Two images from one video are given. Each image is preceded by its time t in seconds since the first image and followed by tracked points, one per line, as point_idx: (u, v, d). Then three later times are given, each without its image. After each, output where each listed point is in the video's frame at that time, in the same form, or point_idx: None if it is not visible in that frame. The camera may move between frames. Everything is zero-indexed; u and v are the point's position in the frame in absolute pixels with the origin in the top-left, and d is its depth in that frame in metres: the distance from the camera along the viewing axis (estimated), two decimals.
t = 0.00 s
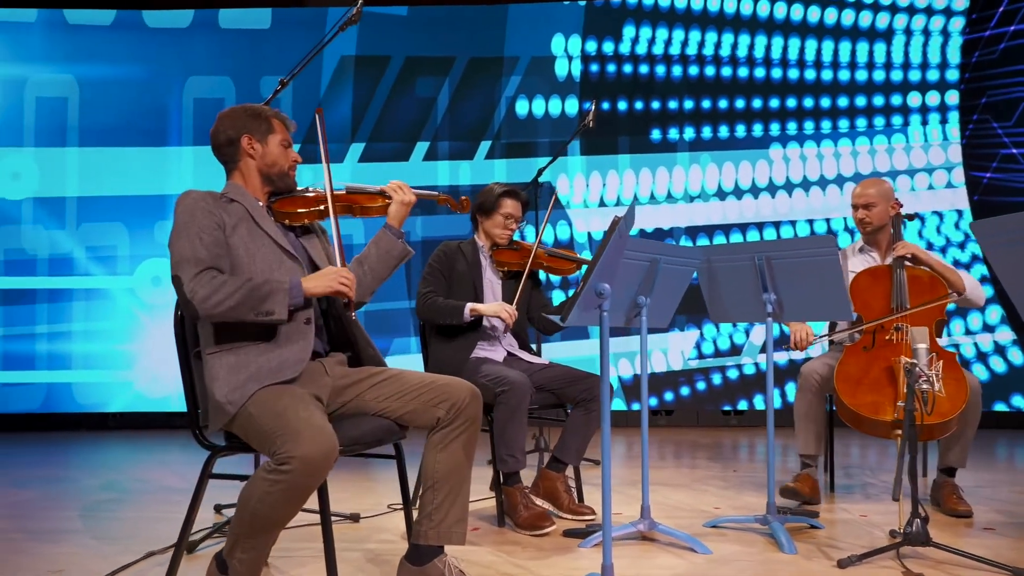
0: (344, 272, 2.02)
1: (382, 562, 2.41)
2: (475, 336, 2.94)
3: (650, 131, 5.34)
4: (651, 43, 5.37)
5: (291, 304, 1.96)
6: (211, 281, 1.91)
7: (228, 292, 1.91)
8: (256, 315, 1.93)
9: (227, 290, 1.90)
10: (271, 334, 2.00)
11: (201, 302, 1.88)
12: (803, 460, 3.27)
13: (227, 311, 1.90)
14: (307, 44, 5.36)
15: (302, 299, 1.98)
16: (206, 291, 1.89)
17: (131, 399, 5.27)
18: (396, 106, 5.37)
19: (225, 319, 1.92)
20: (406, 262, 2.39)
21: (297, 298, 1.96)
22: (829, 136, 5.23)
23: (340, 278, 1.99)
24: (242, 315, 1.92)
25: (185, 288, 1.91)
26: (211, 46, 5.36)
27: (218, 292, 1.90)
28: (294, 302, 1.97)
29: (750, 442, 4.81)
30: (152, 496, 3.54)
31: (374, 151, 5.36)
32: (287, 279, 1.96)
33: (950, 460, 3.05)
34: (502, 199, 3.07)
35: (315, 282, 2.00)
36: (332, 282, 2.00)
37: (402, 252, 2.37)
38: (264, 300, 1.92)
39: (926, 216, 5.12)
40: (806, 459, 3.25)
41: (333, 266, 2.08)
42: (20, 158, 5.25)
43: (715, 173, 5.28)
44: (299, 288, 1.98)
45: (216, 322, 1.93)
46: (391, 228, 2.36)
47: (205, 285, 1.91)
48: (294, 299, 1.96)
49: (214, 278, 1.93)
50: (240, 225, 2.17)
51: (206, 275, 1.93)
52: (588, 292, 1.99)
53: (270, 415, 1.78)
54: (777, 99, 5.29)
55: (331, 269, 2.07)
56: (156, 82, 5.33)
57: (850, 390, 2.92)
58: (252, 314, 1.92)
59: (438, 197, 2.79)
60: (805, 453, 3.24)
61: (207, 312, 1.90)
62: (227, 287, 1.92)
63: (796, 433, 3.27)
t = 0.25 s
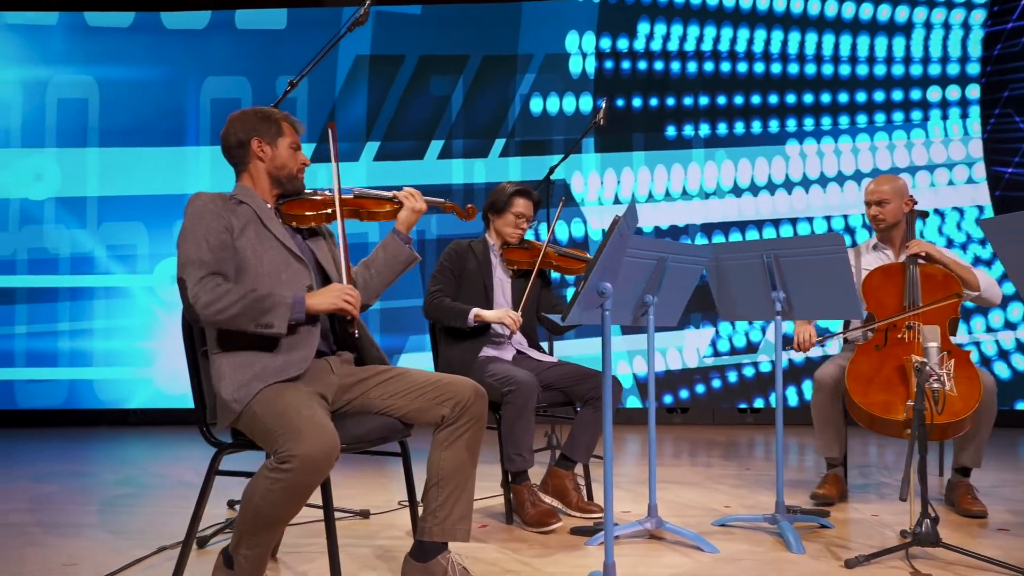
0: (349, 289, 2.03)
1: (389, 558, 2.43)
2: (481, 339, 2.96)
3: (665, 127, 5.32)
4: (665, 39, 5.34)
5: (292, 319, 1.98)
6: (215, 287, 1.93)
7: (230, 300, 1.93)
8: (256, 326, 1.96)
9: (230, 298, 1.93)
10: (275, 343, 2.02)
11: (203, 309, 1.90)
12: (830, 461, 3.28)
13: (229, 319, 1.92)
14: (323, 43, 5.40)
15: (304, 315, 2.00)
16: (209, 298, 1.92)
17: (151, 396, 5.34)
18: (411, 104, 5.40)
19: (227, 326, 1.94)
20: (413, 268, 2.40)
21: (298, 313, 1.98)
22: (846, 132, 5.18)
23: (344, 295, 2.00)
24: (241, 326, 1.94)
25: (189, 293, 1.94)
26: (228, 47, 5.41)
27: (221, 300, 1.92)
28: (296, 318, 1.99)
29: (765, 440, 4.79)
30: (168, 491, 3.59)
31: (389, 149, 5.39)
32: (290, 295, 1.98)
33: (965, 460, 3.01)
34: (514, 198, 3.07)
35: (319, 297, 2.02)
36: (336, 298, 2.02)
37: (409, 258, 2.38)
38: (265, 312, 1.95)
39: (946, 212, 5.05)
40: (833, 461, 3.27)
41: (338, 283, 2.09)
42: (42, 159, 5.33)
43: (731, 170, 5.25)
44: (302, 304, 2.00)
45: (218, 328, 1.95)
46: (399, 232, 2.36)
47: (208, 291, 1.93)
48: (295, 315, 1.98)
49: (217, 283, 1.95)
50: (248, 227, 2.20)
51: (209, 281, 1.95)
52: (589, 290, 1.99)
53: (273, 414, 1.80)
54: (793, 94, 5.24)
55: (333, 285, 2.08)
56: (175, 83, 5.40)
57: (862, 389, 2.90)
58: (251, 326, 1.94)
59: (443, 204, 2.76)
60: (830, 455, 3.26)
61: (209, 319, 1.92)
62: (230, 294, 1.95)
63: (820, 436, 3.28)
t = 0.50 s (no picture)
0: (352, 307, 2.04)
1: (396, 554, 2.45)
2: (489, 342, 2.99)
3: (679, 124, 5.30)
4: (679, 35, 5.32)
5: (292, 333, 1.99)
6: (219, 292, 1.95)
7: (233, 306, 1.95)
8: (255, 335, 1.97)
9: (234, 304, 1.95)
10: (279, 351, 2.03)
11: (206, 313, 1.93)
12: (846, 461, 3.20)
13: (231, 325, 1.94)
14: (337, 42, 5.43)
15: (303, 331, 2.00)
16: (213, 301, 1.94)
17: (169, 392, 5.41)
18: (424, 102, 5.42)
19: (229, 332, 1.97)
20: (418, 272, 2.41)
21: (299, 327, 1.99)
22: (863, 127, 5.12)
23: (347, 314, 2.01)
24: (242, 334, 1.96)
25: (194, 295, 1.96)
26: (244, 46, 5.46)
27: (224, 307, 1.94)
28: (296, 331, 1.99)
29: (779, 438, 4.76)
30: (183, 486, 3.64)
31: (402, 147, 5.41)
32: (293, 309, 1.99)
33: (977, 460, 2.98)
34: (525, 196, 3.08)
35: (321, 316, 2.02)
36: (339, 316, 2.02)
37: (414, 263, 2.39)
38: (265, 323, 1.96)
39: (964, 208, 5.00)
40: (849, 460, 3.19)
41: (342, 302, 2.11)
42: (61, 158, 5.41)
43: (746, 166, 5.22)
44: (303, 318, 2.00)
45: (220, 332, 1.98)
46: (404, 238, 2.37)
47: (213, 293, 1.95)
48: (295, 330, 1.99)
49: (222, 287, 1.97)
50: (258, 227, 2.22)
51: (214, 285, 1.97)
52: (591, 289, 1.99)
53: (276, 411, 1.83)
54: (808, 90, 5.19)
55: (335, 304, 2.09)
56: (191, 83, 5.46)
57: (872, 387, 2.87)
58: (250, 333, 1.96)
59: (450, 211, 2.75)
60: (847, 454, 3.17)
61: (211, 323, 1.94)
62: (234, 300, 1.97)
63: (836, 437, 3.19)
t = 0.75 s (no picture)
0: (351, 315, 2.06)
1: (400, 550, 2.47)
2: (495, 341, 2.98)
3: (690, 122, 5.28)
4: (690, 33, 5.30)
5: (288, 336, 2.02)
6: (220, 292, 1.99)
7: (232, 305, 1.99)
8: (251, 335, 2.01)
9: (233, 303, 1.99)
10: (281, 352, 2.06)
11: (206, 310, 1.97)
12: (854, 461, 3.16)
13: (231, 324, 1.99)
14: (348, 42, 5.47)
15: (300, 334, 2.04)
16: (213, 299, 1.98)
17: (184, 390, 5.48)
18: (435, 102, 5.44)
19: (230, 332, 2.01)
20: (422, 271, 2.42)
21: (297, 331, 2.02)
22: (876, 124, 5.08)
23: (345, 321, 2.03)
24: (238, 333, 2.00)
25: (196, 292, 2.00)
26: (258, 47, 5.51)
27: (224, 306, 1.98)
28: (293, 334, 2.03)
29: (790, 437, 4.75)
30: (195, 483, 3.69)
31: (414, 147, 5.44)
32: (291, 312, 2.02)
33: (986, 459, 2.96)
34: (532, 195, 3.09)
35: (319, 321, 2.05)
36: (337, 323, 2.05)
37: (418, 261, 2.41)
38: (263, 323, 1.99)
39: (979, 206, 4.95)
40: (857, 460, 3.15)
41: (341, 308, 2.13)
42: (79, 159, 5.48)
43: (757, 164, 5.20)
44: (301, 321, 2.04)
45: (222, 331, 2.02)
46: (409, 237, 2.40)
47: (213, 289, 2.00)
48: (293, 333, 2.02)
49: (224, 285, 2.02)
50: (265, 225, 2.24)
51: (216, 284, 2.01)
52: (591, 287, 2.00)
53: (277, 409, 1.86)
54: (821, 87, 5.15)
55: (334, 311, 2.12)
56: (206, 84, 5.52)
57: (879, 385, 2.86)
58: (246, 332, 2.00)
59: (455, 209, 2.74)
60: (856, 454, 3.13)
61: (212, 321, 1.99)
62: (235, 300, 2.01)
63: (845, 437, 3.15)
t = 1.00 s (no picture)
0: (347, 312, 2.07)
1: (403, 547, 2.50)
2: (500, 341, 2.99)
3: (700, 121, 5.27)
4: (700, 32, 5.29)
5: (283, 332, 2.06)
6: (219, 291, 2.05)
7: (230, 301, 2.04)
8: (248, 331, 2.05)
9: (230, 299, 2.04)
10: (279, 351, 2.10)
11: (205, 306, 2.03)
12: (859, 460, 3.17)
13: (228, 320, 2.04)
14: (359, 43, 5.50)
15: (296, 331, 2.07)
16: (212, 297, 2.03)
17: (198, 388, 5.54)
18: (445, 103, 5.47)
19: (229, 328, 2.06)
20: (424, 267, 2.44)
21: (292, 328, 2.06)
22: (887, 122, 5.04)
23: (340, 319, 2.04)
24: (235, 329, 2.05)
25: (196, 288, 2.06)
26: (270, 49, 5.56)
27: (222, 304, 2.03)
28: (289, 330, 2.06)
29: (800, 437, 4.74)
30: (205, 480, 3.74)
31: (424, 147, 5.47)
32: (287, 309, 2.06)
33: (992, 459, 2.95)
34: (535, 194, 3.10)
35: (315, 319, 2.07)
36: (333, 321, 2.06)
37: (420, 257, 2.42)
38: (259, 320, 2.04)
39: (992, 204, 4.91)
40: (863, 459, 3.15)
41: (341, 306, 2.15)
42: (95, 161, 5.56)
43: (767, 163, 5.18)
44: (297, 318, 2.07)
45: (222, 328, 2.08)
46: (410, 232, 2.41)
47: (212, 282, 2.08)
48: (289, 330, 2.06)
49: (222, 282, 2.07)
50: (267, 224, 2.27)
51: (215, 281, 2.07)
52: (587, 287, 2.01)
53: (277, 407, 1.89)
54: (831, 85, 5.13)
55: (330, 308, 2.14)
56: (218, 86, 5.58)
57: (883, 384, 2.85)
58: (243, 328, 2.04)
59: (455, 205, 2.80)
60: (860, 454, 3.13)
61: (210, 318, 2.05)
62: (233, 297, 2.06)
63: (849, 436, 3.16)
